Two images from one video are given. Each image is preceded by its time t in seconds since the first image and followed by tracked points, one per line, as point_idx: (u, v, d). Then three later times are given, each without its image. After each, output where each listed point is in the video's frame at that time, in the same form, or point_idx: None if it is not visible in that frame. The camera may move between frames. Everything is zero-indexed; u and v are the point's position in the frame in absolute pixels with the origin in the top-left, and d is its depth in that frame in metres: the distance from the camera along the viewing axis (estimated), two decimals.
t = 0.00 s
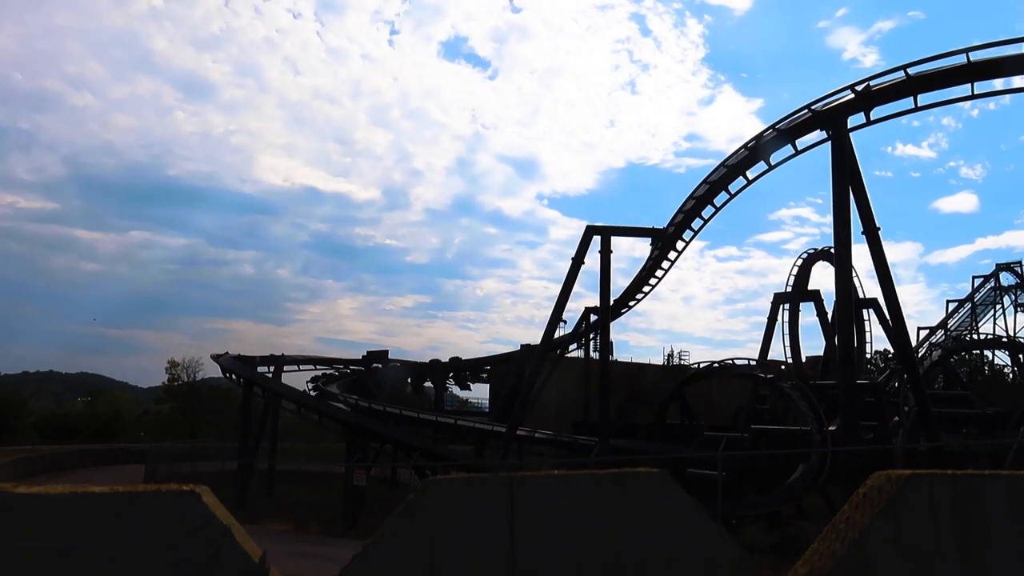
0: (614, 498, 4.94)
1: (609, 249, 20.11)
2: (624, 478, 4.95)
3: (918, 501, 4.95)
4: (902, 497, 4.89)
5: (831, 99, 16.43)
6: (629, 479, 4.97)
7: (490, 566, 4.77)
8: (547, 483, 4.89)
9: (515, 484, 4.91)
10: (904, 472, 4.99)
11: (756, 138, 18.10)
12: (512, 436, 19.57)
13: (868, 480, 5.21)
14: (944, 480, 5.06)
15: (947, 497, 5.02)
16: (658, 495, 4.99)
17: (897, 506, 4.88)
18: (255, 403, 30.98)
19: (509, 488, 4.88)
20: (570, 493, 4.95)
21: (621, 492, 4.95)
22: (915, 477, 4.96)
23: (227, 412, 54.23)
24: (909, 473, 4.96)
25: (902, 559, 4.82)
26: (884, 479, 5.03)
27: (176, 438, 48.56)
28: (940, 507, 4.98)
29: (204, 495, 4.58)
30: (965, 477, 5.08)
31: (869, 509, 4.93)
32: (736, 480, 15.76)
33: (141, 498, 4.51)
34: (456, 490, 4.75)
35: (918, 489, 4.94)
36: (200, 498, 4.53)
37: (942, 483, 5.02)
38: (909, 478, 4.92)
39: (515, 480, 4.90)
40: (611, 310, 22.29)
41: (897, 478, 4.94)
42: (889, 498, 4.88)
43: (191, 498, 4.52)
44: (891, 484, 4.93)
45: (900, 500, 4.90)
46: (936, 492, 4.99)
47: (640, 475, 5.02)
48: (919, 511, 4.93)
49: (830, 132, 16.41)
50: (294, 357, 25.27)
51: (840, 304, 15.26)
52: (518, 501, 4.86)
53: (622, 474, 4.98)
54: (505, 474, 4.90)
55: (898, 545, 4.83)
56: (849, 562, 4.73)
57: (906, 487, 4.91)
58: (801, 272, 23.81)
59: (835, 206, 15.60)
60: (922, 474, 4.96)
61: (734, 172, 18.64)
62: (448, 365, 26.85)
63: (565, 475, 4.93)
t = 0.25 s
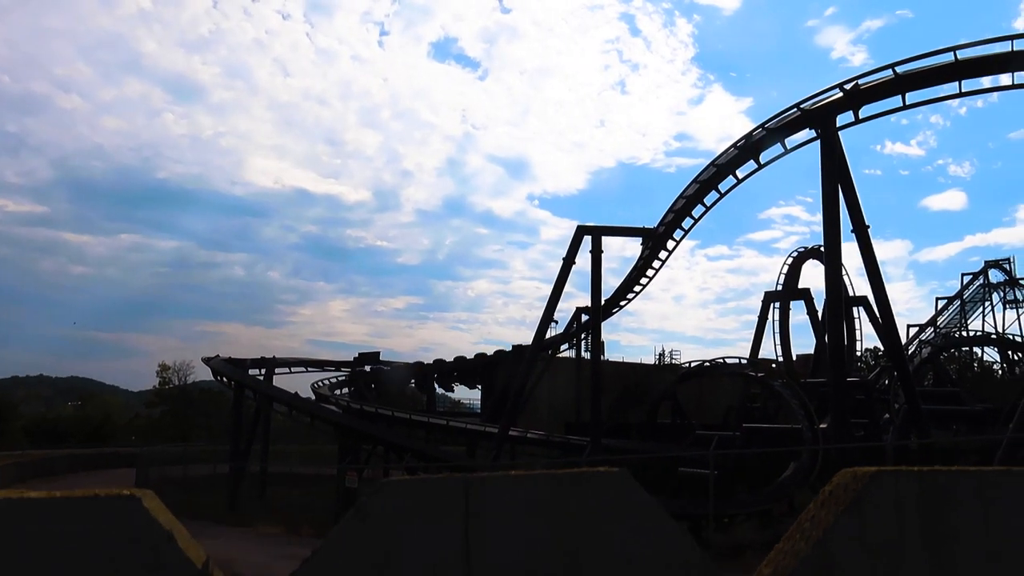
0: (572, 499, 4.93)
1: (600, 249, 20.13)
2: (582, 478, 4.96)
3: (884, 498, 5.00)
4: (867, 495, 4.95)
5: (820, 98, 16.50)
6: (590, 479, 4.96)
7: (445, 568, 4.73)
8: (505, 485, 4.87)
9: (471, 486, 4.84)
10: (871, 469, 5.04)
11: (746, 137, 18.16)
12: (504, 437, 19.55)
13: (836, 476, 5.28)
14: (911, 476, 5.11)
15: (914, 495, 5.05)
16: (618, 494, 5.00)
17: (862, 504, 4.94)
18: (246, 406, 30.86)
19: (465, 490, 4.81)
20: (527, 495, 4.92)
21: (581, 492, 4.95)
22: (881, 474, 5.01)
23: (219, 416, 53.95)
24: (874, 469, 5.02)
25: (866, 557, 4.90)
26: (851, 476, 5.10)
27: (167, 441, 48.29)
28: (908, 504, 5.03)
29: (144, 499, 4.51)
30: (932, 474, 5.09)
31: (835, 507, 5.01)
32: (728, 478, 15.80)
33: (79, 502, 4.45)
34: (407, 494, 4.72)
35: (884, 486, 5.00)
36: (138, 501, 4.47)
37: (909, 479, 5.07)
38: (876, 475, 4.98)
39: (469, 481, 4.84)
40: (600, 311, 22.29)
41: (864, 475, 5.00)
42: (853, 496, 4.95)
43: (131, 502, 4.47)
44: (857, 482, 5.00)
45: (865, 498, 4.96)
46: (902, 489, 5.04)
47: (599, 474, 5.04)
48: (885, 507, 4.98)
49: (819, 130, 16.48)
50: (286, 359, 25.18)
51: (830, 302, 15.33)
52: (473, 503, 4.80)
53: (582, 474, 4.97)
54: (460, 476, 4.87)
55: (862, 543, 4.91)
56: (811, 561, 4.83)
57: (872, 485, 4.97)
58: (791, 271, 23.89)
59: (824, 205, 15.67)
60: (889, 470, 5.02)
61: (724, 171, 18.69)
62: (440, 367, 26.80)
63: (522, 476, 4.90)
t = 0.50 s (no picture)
0: (507, 499, 5.08)
1: (585, 250, 20.17)
2: (518, 479, 5.10)
3: (823, 497, 4.97)
4: (807, 494, 4.93)
5: (802, 99, 16.62)
6: (525, 480, 5.12)
7: (379, 567, 4.89)
8: (439, 486, 5.01)
9: (405, 487, 4.97)
10: (812, 469, 5.01)
11: (729, 138, 18.25)
12: (490, 439, 19.52)
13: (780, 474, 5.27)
14: (854, 475, 5.06)
15: (853, 495, 5.00)
16: (555, 496, 5.15)
17: (801, 504, 4.93)
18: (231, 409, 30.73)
19: (399, 491, 4.96)
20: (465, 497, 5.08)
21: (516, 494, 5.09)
22: (823, 474, 4.98)
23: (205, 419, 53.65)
24: (815, 469, 4.98)
25: (804, 557, 4.90)
26: (792, 476, 5.07)
27: (152, 445, 47.93)
28: (850, 505, 5.00)
29: (65, 505, 4.72)
30: (875, 474, 5.05)
31: (775, 506, 5.01)
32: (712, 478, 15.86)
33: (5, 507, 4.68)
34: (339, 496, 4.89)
35: (824, 485, 4.97)
36: (59, 507, 4.68)
37: (852, 479, 5.03)
38: (816, 475, 4.95)
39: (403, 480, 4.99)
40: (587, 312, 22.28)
41: (804, 475, 4.97)
42: (793, 495, 4.94)
43: (50, 508, 4.67)
44: (797, 481, 4.98)
45: (805, 498, 4.94)
46: (841, 487, 4.99)
47: (539, 476, 5.19)
48: (824, 507, 4.95)
49: (801, 132, 16.59)
50: (271, 362, 25.05)
51: (813, 303, 15.43)
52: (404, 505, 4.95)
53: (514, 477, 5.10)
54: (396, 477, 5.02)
55: (801, 543, 4.91)
56: (750, 563, 4.86)
57: (812, 485, 4.94)
58: (775, 271, 24.02)
59: (807, 206, 15.77)
60: (830, 470, 4.98)
61: (708, 173, 18.77)
62: (425, 369, 26.74)
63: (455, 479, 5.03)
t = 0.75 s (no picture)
0: (450, 517, 5.55)
1: (562, 254, 20.22)
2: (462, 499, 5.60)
3: (760, 514, 5.19)
4: (743, 511, 5.14)
5: (775, 104, 16.81)
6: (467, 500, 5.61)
7: None
8: (381, 508, 5.48)
9: (346, 508, 5.44)
10: (748, 486, 5.23)
11: (704, 142, 18.40)
12: (469, 443, 19.49)
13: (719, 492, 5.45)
14: (789, 493, 5.27)
15: (789, 511, 5.22)
16: (495, 518, 5.65)
17: (737, 521, 5.13)
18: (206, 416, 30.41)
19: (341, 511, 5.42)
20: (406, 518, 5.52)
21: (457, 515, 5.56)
22: (758, 491, 5.21)
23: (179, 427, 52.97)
24: (750, 487, 5.21)
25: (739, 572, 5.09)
26: (730, 492, 5.28)
27: (126, 453, 47.29)
28: (783, 519, 5.21)
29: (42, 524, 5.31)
30: (809, 488, 5.27)
31: (712, 524, 5.20)
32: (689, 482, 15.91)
33: None
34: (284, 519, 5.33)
35: (759, 502, 5.19)
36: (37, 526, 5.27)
37: (784, 495, 5.25)
38: (749, 493, 5.18)
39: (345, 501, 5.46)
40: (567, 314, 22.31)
41: (739, 492, 5.18)
42: (730, 511, 5.14)
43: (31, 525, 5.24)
44: (733, 498, 5.19)
45: (740, 515, 5.15)
46: (777, 506, 5.23)
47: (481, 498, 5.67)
48: (760, 522, 5.17)
49: (775, 136, 16.78)
50: (247, 369, 24.84)
51: (788, 305, 15.60)
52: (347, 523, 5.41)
53: (465, 496, 5.62)
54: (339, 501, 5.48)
55: (737, 559, 5.11)
56: None
57: (749, 500, 5.15)
58: (750, 274, 24.23)
59: (781, 210, 15.95)
60: (762, 487, 5.22)
61: (683, 177, 18.92)
62: (403, 374, 26.64)
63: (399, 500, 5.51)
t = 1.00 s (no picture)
0: (420, 531, 5.55)
1: (542, 260, 20.24)
2: (430, 513, 5.57)
3: (725, 526, 5.17)
4: (707, 522, 5.12)
5: (752, 110, 16.96)
6: (435, 514, 5.57)
7: None
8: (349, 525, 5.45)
9: (315, 526, 5.43)
10: (713, 497, 5.22)
11: (682, 148, 18.52)
12: (450, 450, 19.42)
13: (686, 503, 5.49)
14: (753, 504, 5.27)
15: (753, 521, 5.22)
16: (465, 531, 5.63)
17: (702, 533, 5.10)
18: (183, 425, 30.06)
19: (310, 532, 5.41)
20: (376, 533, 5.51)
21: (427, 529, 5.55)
22: (722, 503, 5.19)
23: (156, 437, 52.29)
24: (716, 497, 5.20)
25: None
26: (696, 504, 5.27)
27: (102, 464, 46.62)
28: (748, 531, 5.21)
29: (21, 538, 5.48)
30: (773, 500, 5.29)
31: (678, 537, 5.15)
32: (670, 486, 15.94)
33: None
34: (250, 539, 5.35)
35: (723, 514, 5.17)
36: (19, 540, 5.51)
37: (749, 506, 5.25)
38: (714, 505, 5.16)
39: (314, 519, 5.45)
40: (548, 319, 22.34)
41: (705, 503, 5.18)
42: (695, 524, 5.11)
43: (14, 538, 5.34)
44: (699, 509, 5.19)
45: (705, 526, 5.12)
46: (742, 516, 5.22)
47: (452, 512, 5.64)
48: (725, 533, 5.15)
49: (752, 142, 16.94)
50: (225, 377, 24.59)
51: (765, 309, 15.73)
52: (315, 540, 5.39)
53: (436, 510, 5.61)
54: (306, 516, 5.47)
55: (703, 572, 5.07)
56: None
57: (713, 512, 5.14)
58: (728, 279, 24.42)
59: (759, 215, 16.08)
60: (728, 498, 5.20)
61: (661, 183, 19.04)
62: (383, 381, 26.52)
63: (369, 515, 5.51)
